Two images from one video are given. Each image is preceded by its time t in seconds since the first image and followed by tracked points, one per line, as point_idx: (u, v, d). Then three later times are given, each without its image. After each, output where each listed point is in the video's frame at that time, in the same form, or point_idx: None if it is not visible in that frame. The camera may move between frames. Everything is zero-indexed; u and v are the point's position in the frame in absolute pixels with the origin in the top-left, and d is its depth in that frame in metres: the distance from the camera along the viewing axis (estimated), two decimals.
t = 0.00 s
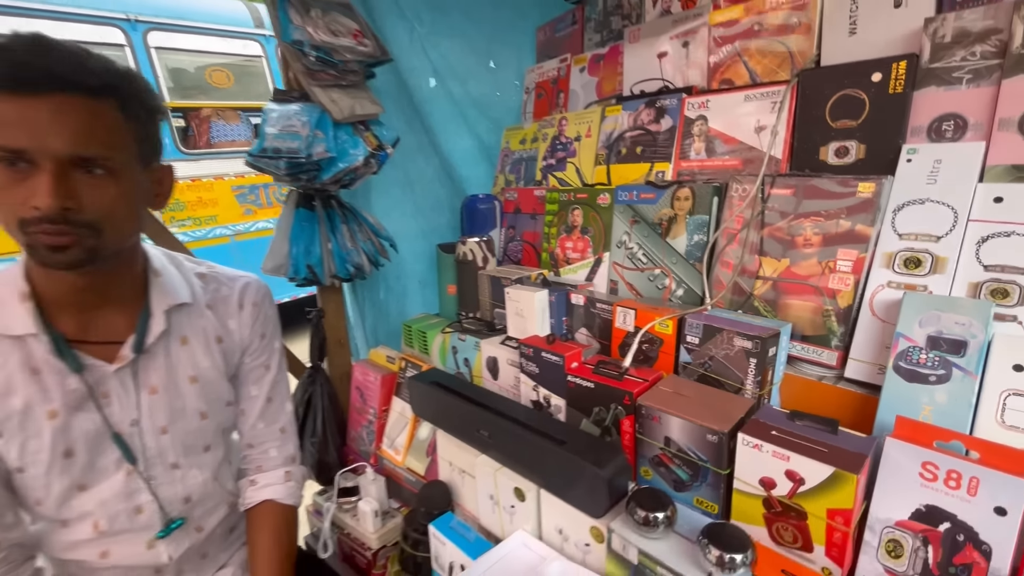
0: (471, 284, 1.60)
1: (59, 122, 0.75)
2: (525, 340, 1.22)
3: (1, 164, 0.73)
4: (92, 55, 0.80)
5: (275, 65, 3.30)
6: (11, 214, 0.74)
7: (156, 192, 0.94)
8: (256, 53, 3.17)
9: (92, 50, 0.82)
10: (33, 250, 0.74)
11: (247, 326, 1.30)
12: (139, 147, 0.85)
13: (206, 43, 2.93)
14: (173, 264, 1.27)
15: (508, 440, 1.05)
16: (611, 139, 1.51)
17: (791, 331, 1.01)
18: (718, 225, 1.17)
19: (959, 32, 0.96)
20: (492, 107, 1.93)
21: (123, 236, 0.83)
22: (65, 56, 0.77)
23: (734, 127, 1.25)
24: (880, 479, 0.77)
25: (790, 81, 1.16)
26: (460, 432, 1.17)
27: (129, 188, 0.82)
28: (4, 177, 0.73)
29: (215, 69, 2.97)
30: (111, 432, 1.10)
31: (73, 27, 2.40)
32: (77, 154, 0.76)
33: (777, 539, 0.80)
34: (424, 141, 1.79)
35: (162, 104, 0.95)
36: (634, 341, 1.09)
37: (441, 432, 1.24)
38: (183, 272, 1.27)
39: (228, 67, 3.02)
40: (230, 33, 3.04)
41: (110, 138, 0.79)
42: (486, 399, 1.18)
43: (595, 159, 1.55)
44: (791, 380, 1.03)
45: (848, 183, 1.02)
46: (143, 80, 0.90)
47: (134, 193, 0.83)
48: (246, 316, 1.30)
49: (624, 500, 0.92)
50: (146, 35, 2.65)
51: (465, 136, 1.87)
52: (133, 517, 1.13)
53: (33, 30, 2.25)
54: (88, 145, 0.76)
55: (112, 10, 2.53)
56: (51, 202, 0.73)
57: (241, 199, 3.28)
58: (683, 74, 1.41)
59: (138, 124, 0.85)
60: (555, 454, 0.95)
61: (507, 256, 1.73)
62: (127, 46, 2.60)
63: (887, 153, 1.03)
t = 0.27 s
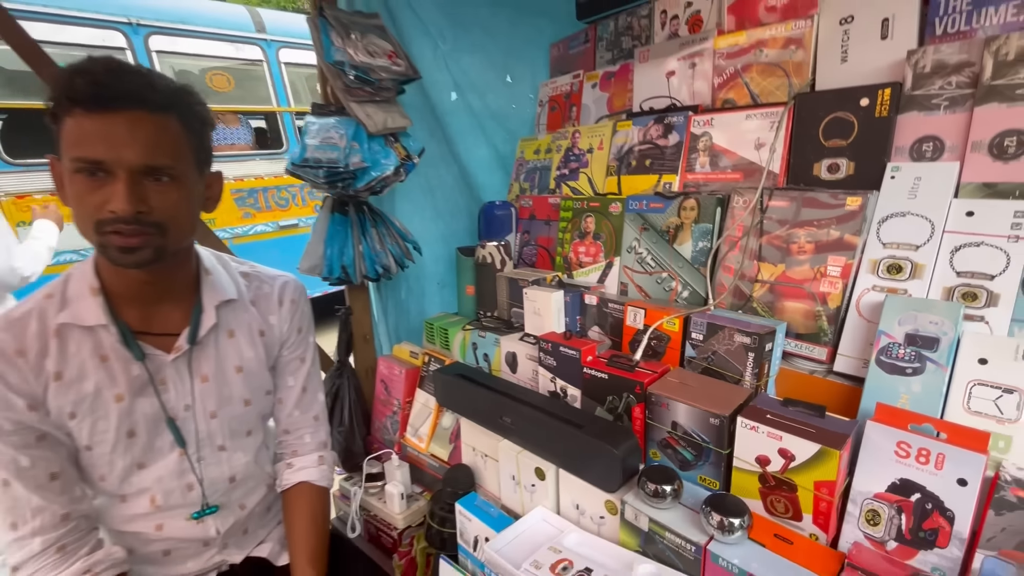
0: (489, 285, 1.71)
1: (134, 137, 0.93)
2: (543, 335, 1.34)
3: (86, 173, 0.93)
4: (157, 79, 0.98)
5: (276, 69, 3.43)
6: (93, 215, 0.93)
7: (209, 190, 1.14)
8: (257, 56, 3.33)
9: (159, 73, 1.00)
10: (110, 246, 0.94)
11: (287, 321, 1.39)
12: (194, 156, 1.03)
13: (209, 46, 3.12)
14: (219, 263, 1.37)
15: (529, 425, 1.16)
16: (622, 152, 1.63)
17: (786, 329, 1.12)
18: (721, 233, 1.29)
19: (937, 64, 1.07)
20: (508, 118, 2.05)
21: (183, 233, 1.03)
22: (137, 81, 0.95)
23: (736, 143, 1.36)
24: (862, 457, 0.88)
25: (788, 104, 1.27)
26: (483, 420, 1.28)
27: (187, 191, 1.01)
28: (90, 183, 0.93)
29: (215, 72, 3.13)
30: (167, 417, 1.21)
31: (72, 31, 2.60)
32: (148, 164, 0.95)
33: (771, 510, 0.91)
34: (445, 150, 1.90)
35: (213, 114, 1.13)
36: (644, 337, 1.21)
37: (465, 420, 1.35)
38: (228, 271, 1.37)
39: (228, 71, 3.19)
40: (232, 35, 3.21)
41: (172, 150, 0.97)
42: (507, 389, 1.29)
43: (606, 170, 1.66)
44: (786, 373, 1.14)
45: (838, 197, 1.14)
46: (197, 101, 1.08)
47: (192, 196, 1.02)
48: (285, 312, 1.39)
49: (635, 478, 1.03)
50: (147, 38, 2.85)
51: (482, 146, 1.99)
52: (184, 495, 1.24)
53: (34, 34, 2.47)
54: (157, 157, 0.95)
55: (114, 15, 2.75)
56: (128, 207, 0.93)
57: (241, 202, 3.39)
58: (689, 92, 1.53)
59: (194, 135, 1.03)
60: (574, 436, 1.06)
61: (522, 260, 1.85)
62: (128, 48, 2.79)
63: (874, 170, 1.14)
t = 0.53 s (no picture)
0: (497, 284, 1.82)
1: (163, 142, 1.04)
2: (549, 330, 1.44)
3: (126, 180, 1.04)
4: (176, 87, 1.09)
5: (270, 73, 3.56)
6: (137, 218, 1.05)
7: (235, 186, 1.25)
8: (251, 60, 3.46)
9: (177, 82, 1.10)
10: (157, 244, 1.06)
11: (309, 315, 1.50)
12: (216, 154, 1.14)
13: (204, 50, 3.26)
14: (247, 260, 1.46)
15: (536, 411, 1.26)
16: (623, 161, 1.74)
17: (772, 325, 1.23)
18: (714, 237, 1.40)
19: (910, 85, 1.18)
20: (516, 128, 2.16)
21: (216, 227, 1.15)
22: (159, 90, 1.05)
23: (729, 153, 1.47)
24: (836, 438, 0.98)
25: (776, 119, 1.38)
26: (492, 408, 1.38)
27: (215, 188, 1.12)
28: (130, 188, 1.04)
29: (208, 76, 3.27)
30: (203, 401, 1.29)
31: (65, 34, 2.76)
32: (179, 166, 1.06)
33: (756, 486, 1.00)
34: (457, 157, 2.01)
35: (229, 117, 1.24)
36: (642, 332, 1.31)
37: (474, 409, 1.45)
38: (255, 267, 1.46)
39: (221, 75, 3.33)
40: (225, 39, 3.33)
41: (197, 151, 1.08)
42: (514, 379, 1.39)
43: (608, 177, 1.77)
44: (772, 366, 1.24)
45: (820, 206, 1.25)
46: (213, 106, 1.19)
47: (220, 191, 1.13)
48: (308, 307, 1.50)
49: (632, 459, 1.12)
50: (139, 42, 2.99)
51: (491, 153, 2.10)
52: (216, 473, 1.31)
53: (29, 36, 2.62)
54: (185, 158, 1.06)
55: (107, 19, 2.89)
56: (167, 207, 1.05)
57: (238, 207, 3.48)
58: (686, 105, 1.65)
59: (215, 136, 1.14)
60: (577, 420, 1.16)
61: (527, 261, 1.95)
62: (120, 51, 2.93)
63: (854, 180, 1.25)
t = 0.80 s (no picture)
0: (501, 282, 1.90)
1: (174, 143, 1.13)
2: (550, 324, 1.52)
3: (144, 181, 1.14)
4: (183, 91, 1.17)
5: (261, 75, 3.63)
6: (157, 216, 1.14)
7: (246, 183, 1.34)
8: (242, 63, 3.52)
9: (183, 87, 1.19)
10: (178, 239, 1.15)
11: (321, 308, 1.56)
12: (226, 153, 1.22)
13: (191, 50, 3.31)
14: (262, 255, 1.53)
15: (538, 399, 1.33)
16: (622, 165, 1.82)
17: (760, 320, 1.31)
18: (706, 237, 1.48)
19: (890, 96, 1.27)
20: (519, 132, 2.25)
21: (232, 221, 1.24)
22: (167, 95, 1.14)
23: (721, 158, 1.55)
24: (816, 422, 1.05)
25: (765, 126, 1.47)
26: (496, 398, 1.46)
27: (226, 183, 1.20)
28: (149, 189, 1.14)
29: (198, 77, 3.31)
30: (223, 388, 1.36)
31: (48, 34, 2.83)
32: (191, 165, 1.15)
33: (742, 467, 1.08)
34: (462, 160, 2.09)
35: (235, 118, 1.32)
36: (637, 326, 1.39)
37: (478, 398, 1.53)
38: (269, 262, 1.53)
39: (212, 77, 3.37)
40: (217, 42, 3.39)
41: (207, 150, 1.16)
42: (517, 370, 1.47)
43: (607, 180, 1.85)
44: (760, 359, 1.31)
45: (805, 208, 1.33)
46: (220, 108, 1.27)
47: (232, 188, 1.22)
48: (320, 300, 1.56)
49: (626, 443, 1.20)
50: (127, 42, 3.04)
51: (495, 157, 2.18)
52: (234, 456, 1.39)
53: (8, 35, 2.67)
54: (197, 157, 1.15)
55: (94, 19, 2.94)
56: (183, 204, 1.13)
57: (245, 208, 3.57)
58: (681, 112, 1.74)
59: (222, 136, 1.22)
60: (577, 407, 1.24)
61: (529, 260, 2.03)
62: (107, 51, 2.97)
63: (838, 184, 1.33)
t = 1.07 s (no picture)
0: (506, 281, 1.95)
1: (189, 145, 1.18)
2: (554, 322, 1.56)
3: (160, 182, 1.19)
4: (196, 94, 1.22)
5: (253, 78, 3.54)
6: (174, 216, 1.19)
7: (257, 183, 1.39)
8: (234, 65, 3.44)
9: (196, 90, 1.24)
10: (193, 237, 1.20)
11: (331, 305, 1.61)
12: (237, 154, 1.27)
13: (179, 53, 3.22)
14: (274, 253, 1.58)
15: (541, 394, 1.37)
16: (625, 167, 1.86)
17: (757, 318, 1.34)
18: (706, 238, 1.53)
19: (885, 101, 1.31)
20: (525, 136, 2.30)
21: (244, 220, 1.28)
22: (181, 98, 1.18)
23: (721, 161, 1.59)
24: (810, 415, 1.09)
25: (764, 130, 1.51)
26: (500, 393, 1.50)
27: (238, 183, 1.25)
28: (166, 189, 1.19)
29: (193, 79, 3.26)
30: (235, 381, 1.39)
31: (37, 34, 2.70)
32: (204, 166, 1.20)
33: (739, 458, 1.11)
34: (469, 162, 2.14)
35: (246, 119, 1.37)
36: (639, 324, 1.43)
37: (482, 394, 1.57)
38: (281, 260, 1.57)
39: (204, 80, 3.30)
40: (207, 43, 3.33)
41: (219, 151, 1.21)
42: (521, 365, 1.51)
43: (611, 183, 1.90)
44: (758, 356, 1.35)
45: (801, 210, 1.38)
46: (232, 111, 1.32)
47: (244, 187, 1.27)
48: (330, 297, 1.61)
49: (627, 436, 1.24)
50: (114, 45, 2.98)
51: (501, 160, 2.23)
52: (246, 448, 1.42)
53: None
54: (210, 158, 1.20)
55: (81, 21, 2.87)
56: (198, 203, 1.18)
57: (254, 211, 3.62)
58: (683, 117, 1.78)
59: (234, 137, 1.27)
60: (579, 400, 1.27)
61: (533, 261, 2.07)
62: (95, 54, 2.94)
63: (835, 187, 1.37)
